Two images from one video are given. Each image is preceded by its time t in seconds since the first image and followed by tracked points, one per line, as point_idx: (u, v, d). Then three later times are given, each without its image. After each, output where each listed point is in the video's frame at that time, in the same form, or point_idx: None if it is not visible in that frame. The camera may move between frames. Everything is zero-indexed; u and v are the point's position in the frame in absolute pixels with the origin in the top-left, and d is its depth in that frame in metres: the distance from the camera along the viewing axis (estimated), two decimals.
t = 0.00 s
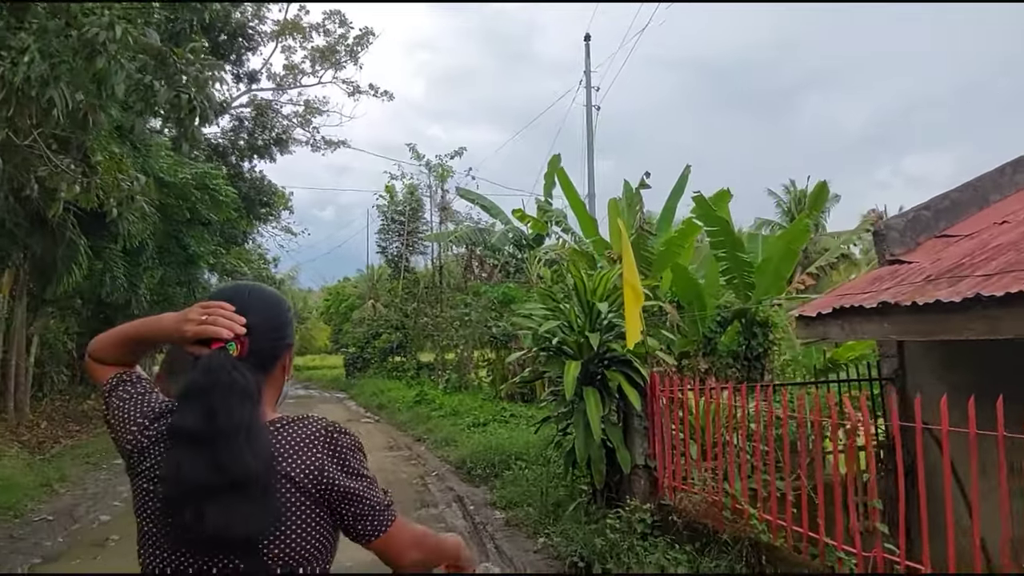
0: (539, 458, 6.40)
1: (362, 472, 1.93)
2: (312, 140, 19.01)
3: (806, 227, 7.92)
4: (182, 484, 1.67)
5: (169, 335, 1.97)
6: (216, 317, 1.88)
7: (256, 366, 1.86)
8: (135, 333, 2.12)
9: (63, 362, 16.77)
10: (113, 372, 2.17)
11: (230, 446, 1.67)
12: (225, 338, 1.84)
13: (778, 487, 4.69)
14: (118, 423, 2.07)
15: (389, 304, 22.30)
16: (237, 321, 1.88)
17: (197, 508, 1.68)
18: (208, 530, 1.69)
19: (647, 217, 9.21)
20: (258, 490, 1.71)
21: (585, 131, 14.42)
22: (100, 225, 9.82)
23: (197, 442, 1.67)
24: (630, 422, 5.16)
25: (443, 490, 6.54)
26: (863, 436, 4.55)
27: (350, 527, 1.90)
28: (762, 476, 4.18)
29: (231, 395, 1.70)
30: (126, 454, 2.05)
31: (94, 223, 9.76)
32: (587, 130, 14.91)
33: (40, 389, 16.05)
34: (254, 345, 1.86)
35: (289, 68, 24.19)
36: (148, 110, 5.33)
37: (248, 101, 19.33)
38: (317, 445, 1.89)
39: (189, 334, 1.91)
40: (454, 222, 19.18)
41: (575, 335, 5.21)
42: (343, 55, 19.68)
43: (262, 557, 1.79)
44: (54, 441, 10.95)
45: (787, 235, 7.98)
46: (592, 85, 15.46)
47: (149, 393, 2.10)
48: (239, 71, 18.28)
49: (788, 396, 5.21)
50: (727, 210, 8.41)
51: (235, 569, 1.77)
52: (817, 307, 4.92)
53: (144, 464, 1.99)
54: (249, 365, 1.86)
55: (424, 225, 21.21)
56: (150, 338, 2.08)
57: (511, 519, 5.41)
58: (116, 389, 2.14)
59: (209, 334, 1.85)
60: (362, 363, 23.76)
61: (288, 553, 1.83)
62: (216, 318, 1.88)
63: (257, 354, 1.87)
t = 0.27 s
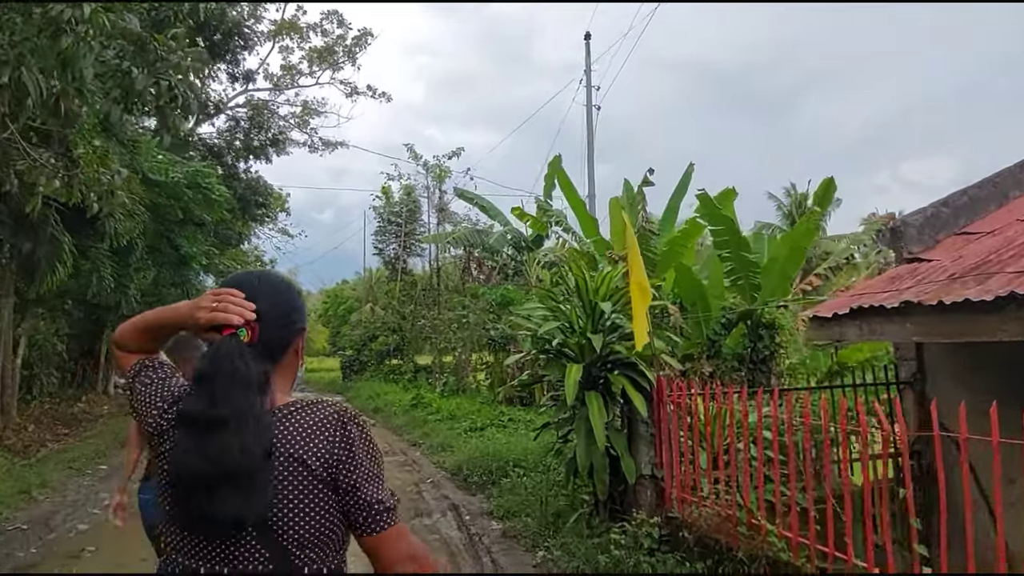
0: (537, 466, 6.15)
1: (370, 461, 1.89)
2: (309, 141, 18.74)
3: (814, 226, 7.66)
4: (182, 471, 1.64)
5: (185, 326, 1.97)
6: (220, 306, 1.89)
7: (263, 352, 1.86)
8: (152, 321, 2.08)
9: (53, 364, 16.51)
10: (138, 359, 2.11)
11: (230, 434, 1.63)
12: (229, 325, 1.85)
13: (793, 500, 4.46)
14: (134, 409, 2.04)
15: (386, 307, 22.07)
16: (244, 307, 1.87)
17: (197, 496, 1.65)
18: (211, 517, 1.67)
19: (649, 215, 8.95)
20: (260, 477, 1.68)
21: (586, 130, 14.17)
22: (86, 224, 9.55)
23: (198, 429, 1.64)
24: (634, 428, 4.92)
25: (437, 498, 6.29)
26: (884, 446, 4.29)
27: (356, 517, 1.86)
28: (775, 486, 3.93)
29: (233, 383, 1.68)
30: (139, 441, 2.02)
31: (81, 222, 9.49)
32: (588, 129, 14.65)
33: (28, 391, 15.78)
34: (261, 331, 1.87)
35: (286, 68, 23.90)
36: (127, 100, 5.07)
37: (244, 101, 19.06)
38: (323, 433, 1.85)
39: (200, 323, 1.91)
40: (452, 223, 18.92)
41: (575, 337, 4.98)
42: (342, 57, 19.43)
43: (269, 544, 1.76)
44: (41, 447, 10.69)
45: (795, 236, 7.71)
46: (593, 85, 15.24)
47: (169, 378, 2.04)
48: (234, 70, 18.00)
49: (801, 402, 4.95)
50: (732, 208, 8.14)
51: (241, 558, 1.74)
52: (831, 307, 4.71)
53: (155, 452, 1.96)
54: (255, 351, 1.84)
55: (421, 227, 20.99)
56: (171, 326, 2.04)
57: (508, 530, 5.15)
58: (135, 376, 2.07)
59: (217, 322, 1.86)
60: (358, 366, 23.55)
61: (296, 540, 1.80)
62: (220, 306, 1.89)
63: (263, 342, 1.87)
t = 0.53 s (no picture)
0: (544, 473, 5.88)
1: (425, 468, 1.81)
2: (308, 141, 18.43)
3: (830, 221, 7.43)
4: (249, 473, 1.70)
5: (243, 334, 2.00)
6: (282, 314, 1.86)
7: (319, 358, 1.84)
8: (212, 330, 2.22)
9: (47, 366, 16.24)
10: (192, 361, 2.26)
11: (293, 437, 1.69)
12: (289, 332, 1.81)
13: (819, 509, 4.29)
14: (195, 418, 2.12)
15: (387, 307, 21.83)
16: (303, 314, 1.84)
17: (262, 496, 1.70)
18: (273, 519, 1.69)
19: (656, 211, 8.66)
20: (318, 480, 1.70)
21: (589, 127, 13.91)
22: (76, 225, 9.23)
23: (263, 433, 1.71)
24: (652, 436, 4.75)
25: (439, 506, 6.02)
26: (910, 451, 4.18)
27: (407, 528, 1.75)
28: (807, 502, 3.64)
29: (294, 388, 1.73)
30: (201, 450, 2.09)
31: (71, 223, 9.17)
32: (591, 126, 14.38)
33: (21, 394, 15.54)
34: (317, 337, 1.84)
35: (286, 67, 23.63)
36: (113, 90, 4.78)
37: (242, 100, 18.74)
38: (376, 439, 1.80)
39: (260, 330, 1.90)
40: (454, 222, 18.69)
41: (589, 339, 4.74)
42: (342, 55, 19.15)
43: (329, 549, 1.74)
44: (32, 452, 10.42)
45: (810, 232, 7.45)
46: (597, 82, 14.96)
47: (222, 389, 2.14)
48: (232, 69, 17.67)
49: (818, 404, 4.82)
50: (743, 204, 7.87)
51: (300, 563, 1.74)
52: (861, 307, 4.43)
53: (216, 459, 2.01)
54: (313, 357, 1.83)
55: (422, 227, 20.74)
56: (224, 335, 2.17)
57: (514, 543, 4.88)
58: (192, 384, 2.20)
59: (277, 331, 1.83)
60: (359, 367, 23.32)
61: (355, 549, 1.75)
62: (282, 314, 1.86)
63: (320, 348, 1.85)
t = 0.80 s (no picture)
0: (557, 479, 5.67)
1: (519, 455, 2.18)
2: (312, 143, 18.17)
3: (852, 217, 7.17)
4: (374, 477, 1.86)
5: (336, 333, 2.13)
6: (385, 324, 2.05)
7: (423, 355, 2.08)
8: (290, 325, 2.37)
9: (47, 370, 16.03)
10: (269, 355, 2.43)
11: (423, 444, 1.86)
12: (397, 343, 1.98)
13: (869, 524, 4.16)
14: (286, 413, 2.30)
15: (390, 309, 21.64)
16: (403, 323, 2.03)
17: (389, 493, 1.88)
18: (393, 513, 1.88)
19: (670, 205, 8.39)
20: (437, 482, 1.91)
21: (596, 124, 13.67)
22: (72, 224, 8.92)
23: (387, 440, 1.85)
24: (684, 441, 5.01)
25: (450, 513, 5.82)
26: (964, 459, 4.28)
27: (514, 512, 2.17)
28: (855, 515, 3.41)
29: (412, 394, 1.90)
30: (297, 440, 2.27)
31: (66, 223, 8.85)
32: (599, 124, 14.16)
33: (20, 398, 15.32)
34: (423, 339, 2.08)
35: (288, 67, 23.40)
36: (105, 76, 4.54)
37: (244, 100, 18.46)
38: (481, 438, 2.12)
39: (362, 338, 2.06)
40: (459, 222, 18.46)
41: (613, 337, 5.04)
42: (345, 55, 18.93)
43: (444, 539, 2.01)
44: (30, 458, 10.20)
45: (831, 227, 7.14)
46: (604, 79, 14.73)
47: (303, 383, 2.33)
48: (235, 70, 17.38)
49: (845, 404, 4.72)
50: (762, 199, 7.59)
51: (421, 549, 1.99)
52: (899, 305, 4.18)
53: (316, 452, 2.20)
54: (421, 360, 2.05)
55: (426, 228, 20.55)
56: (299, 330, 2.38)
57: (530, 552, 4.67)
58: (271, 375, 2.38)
59: (388, 336, 2.01)
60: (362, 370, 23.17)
61: (466, 535, 2.07)
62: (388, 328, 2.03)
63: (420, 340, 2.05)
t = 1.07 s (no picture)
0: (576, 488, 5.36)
1: (588, 471, 1.81)
2: (318, 141, 17.92)
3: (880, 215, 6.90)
4: (451, 507, 1.38)
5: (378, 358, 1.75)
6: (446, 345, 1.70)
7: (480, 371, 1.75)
8: (360, 344, 1.87)
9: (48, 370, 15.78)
10: (329, 377, 1.93)
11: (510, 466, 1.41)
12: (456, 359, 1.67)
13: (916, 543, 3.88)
14: (339, 438, 1.88)
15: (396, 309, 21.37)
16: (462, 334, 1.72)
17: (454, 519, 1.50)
18: (471, 551, 1.44)
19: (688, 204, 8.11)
20: (521, 507, 1.44)
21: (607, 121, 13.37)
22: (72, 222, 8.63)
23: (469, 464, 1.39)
24: (720, 454, 4.78)
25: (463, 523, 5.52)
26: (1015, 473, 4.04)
27: (591, 532, 1.80)
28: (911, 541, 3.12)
29: (481, 404, 1.47)
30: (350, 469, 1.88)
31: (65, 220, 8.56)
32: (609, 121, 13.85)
33: (20, 399, 15.05)
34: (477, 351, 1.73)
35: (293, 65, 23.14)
36: (96, 60, 4.27)
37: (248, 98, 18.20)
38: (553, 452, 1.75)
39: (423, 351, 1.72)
40: (466, 221, 18.17)
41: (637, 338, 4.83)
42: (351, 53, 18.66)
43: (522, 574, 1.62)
44: (28, 461, 9.95)
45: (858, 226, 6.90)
46: (614, 74, 14.41)
47: (368, 407, 1.87)
48: (240, 67, 17.12)
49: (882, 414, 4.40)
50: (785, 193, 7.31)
51: None
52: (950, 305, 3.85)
53: (370, 481, 1.81)
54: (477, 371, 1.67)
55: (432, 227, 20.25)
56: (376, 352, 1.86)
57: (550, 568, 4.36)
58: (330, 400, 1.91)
59: (441, 355, 1.68)
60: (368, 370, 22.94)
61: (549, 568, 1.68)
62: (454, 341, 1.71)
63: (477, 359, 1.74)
